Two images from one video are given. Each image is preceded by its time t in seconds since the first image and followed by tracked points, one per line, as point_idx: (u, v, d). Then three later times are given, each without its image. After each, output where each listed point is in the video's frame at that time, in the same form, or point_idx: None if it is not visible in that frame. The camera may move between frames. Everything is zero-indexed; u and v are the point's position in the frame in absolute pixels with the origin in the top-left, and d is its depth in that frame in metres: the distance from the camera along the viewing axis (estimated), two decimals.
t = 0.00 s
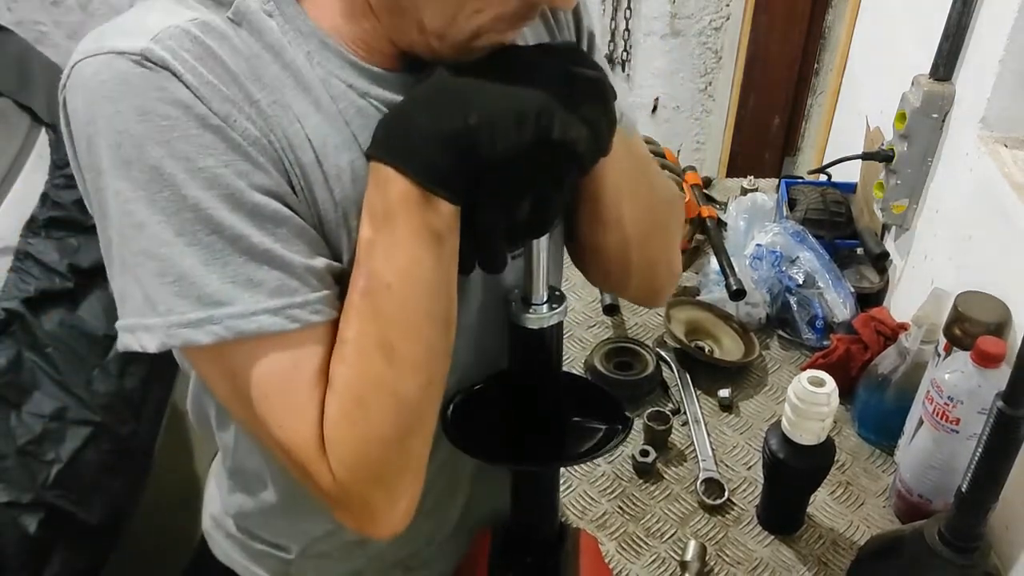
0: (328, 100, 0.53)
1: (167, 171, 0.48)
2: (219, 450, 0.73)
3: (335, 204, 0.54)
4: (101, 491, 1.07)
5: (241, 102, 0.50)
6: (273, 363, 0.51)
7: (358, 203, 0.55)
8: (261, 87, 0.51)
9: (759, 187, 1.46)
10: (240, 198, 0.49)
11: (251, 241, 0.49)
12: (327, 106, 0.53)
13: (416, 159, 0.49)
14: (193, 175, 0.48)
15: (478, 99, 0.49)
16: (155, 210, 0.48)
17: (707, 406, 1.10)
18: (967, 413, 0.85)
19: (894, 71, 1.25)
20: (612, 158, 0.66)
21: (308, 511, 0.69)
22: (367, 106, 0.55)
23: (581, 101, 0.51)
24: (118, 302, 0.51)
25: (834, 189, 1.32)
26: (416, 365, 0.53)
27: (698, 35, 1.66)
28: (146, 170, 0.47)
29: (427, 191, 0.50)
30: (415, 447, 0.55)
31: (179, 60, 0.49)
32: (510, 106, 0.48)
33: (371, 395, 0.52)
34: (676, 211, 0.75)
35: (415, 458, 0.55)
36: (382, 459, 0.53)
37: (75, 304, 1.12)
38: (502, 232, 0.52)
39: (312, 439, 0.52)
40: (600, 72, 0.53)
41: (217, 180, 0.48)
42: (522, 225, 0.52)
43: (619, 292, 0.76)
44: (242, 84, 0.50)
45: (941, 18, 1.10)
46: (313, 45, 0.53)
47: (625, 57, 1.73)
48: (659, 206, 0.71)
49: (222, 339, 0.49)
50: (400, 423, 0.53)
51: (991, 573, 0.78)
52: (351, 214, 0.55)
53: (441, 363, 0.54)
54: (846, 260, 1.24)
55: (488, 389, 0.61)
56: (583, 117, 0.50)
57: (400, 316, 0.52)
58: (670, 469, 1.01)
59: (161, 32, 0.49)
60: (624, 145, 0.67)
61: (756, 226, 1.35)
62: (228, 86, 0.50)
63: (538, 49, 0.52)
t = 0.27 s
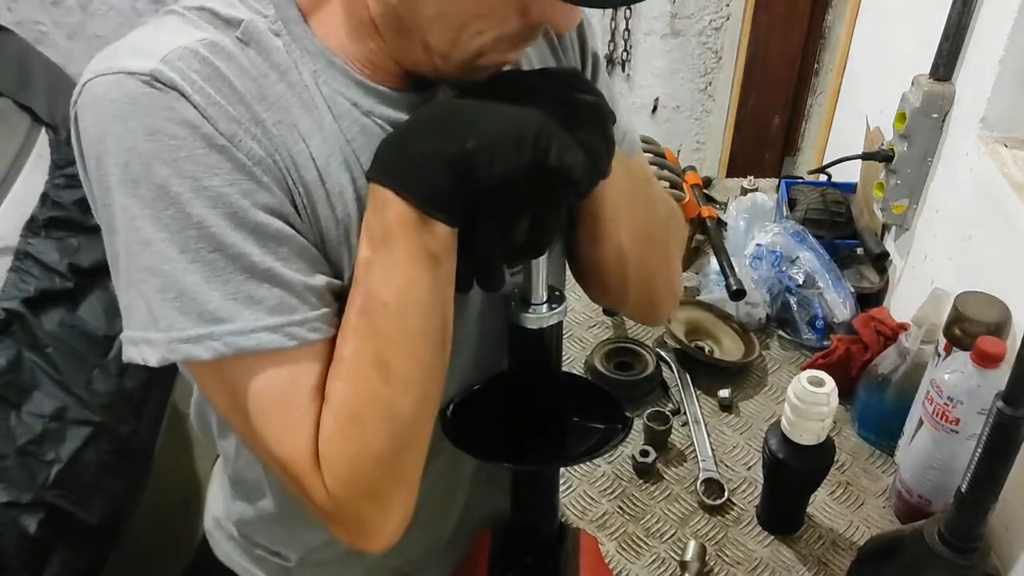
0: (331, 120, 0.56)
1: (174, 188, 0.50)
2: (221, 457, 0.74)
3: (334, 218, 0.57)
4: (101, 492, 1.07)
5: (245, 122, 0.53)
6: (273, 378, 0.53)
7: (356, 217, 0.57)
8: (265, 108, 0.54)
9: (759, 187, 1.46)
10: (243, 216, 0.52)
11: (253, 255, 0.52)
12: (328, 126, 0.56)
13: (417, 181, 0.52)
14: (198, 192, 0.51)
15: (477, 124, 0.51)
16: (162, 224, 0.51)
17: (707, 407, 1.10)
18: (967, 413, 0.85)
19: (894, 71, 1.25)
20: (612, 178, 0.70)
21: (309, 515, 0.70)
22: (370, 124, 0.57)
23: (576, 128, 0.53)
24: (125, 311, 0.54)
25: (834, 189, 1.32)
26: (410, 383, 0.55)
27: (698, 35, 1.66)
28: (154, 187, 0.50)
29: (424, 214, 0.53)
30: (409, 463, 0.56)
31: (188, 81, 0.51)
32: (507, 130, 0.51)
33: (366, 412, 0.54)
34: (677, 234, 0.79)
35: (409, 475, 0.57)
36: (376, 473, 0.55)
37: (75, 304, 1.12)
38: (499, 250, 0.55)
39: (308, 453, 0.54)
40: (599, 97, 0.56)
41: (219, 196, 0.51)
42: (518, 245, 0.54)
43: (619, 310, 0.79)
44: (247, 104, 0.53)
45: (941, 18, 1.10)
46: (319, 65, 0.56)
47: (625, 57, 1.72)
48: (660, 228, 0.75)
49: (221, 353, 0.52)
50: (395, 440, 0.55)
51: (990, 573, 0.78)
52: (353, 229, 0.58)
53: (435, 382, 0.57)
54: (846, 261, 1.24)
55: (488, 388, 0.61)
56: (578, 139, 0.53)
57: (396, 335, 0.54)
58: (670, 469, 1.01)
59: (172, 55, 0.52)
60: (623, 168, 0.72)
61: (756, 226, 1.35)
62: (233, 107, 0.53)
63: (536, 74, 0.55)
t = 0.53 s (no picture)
0: (334, 140, 0.57)
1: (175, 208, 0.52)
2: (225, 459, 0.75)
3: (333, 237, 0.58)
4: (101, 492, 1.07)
5: (246, 142, 0.54)
6: (275, 393, 0.54)
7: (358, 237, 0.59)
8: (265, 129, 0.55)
9: (759, 187, 1.46)
10: (246, 236, 0.53)
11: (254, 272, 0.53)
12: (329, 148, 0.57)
13: (417, 201, 0.52)
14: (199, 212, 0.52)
15: (476, 146, 0.52)
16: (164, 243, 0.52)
17: (707, 406, 1.10)
18: (966, 413, 0.85)
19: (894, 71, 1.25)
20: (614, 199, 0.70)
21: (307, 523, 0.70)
22: (372, 144, 0.58)
23: (576, 148, 0.53)
24: (128, 326, 0.55)
25: (834, 189, 1.31)
26: (410, 400, 0.56)
27: (699, 35, 1.62)
28: (156, 208, 0.51)
29: (425, 233, 0.53)
30: (407, 478, 0.58)
31: (193, 104, 0.53)
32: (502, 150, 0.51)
33: (366, 428, 0.55)
34: (682, 245, 0.79)
35: (407, 489, 0.58)
36: (374, 487, 0.56)
37: (75, 304, 1.12)
38: (499, 270, 0.55)
39: (309, 468, 0.55)
40: (599, 119, 0.55)
41: (219, 216, 0.52)
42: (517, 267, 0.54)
43: (617, 321, 0.79)
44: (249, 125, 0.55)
45: (941, 18, 1.10)
46: (322, 85, 0.57)
47: (625, 57, 1.67)
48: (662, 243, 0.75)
49: (223, 370, 0.53)
50: (393, 456, 0.56)
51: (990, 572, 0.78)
52: (353, 248, 0.59)
53: (434, 399, 0.58)
54: (846, 260, 1.24)
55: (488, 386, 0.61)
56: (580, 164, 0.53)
57: (396, 352, 0.55)
58: (670, 469, 1.01)
59: (177, 77, 0.53)
60: (624, 187, 0.72)
61: (756, 226, 1.35)
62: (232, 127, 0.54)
63: (537, 95, 0.55)
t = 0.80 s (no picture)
0: (335, 155, 0.57)
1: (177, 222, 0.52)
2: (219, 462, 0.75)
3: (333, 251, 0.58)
4: (101, 491, 1.07)
5: (248, 155, 0.55)
6: (272, 406, 0.55)
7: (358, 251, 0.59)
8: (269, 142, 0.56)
9: (759, 187, 1.45)
10: (246, 251, 0.53)
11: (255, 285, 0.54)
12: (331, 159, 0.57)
13: (415, 218, 0.53)
14: (201, 226, 0.52)
15: (477, 167, 0.53)
16: (165, 256, 0.52)
17: (707, 406, 1.10)
18: (966, 413, 0.85)
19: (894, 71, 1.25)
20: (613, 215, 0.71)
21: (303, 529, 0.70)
22: (374, 158, 0.59)
23: (577, 170, 0.55)
24: (127, 337, 0.56)
25: (834, 189, 1.31)
26: (405, 413, 0.57)
27: (698, 35, 1.61)
28: (159, 223, 0.52)
29: (423, 249, 0.54)
30: (401, 491, 0.58)
31: (195, 119, 0.53)
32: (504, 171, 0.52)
33: (361, 441, 0.56)
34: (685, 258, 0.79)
35: (402, 502, 0.59)
36: (369, 500, 0.57)
37: (75, 304, 1.12)
38: (496, 287, 0.55)
39: (304, 480, 0.56)
40: (599, 139, 0.56)
41: (219, 228, 0.53)
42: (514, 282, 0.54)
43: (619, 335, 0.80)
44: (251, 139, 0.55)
45: (941, 18, 1.10)
46: (322, 100, 0.57)
47: (625, 57, 1.66)
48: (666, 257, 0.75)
49: (221, 383, 0.54)
50: (387, 469, 0.57)
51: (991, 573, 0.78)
52: (352, 263, 0.59)
53: (429, 413, 0.58)
54: (846, 260, 1.24)
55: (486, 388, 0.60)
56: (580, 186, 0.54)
57: (391, 367, 0.56)
58: (670, 469, 1.01)
59: (180, 93, 0.54)
60: (623, 204, 0.72)
61: (756, 226, 1.35)
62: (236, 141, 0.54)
63: (540, 115, 0.56)
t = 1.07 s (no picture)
0: (337, 159, 0.58)
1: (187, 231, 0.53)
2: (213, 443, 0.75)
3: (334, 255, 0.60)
4: (101, 491, 1.07)
5: (254, 166, 0.55)
6: (264, 411, 0.56)
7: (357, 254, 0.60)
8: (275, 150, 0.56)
9: (759, 187, 1.45)
10: (248, 257, 0.54)
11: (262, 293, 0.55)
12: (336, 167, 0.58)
13: (410, 227, 0.54)
14: (209, 235, 0.53)
15: (475, 176, 0.53)
16: (177, 265, 0.53)
17: (706, 406, 1.10)
18: (966, 413, 0.85)
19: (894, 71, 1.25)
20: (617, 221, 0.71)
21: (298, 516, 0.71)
22: (375, 162, 0.59)
23: (573, 185, 0.55)
24: (126, 338, 0.56)
25: (833, 189, 1.31)
26: (393, 420, 0.58)
27: (698, 35, 1.64)
28: (167, 231, 0.53)
29: (418, 263, 0.55)
30: (389, 495, 0.60)
31: (201, 126, 0.54)
32: (506, 182, 0.53)
33: (351, 447, 0.57)
34: (683, 258, 0.80)
35: (389, 505, 0.60)
36: (357, 503, 0.58)
37: (75, 304, 1.12)
38: (491, 296, 0.56)
39: (295, 484, 0.57)
40: (599, 155, 0.57)
41: (229, 238, 0.53)
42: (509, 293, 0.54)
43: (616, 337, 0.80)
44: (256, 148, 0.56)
45: (941, 18, 1.10)
46: (328, 102, 0.58)
47: (625, 57, 1.69)
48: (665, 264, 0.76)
49: (217, 387, 0.54)
50: (375, 474, 0.58)
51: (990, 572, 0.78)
52: (351, 266, 0.61)
53: (417, 420, 0.59)
54: (846, 260, 1.24)
55: (484, 387, 0.60)
56: (577, 202, 0.55)
57: (381, 374, 0.57)
58: (669, 468, 1.01)
59: (187, 99, 0.54)
60: (621, 209, 0.72)
61: (756, 226, 1.35)
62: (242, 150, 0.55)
63: (541, 128, 0.57)
